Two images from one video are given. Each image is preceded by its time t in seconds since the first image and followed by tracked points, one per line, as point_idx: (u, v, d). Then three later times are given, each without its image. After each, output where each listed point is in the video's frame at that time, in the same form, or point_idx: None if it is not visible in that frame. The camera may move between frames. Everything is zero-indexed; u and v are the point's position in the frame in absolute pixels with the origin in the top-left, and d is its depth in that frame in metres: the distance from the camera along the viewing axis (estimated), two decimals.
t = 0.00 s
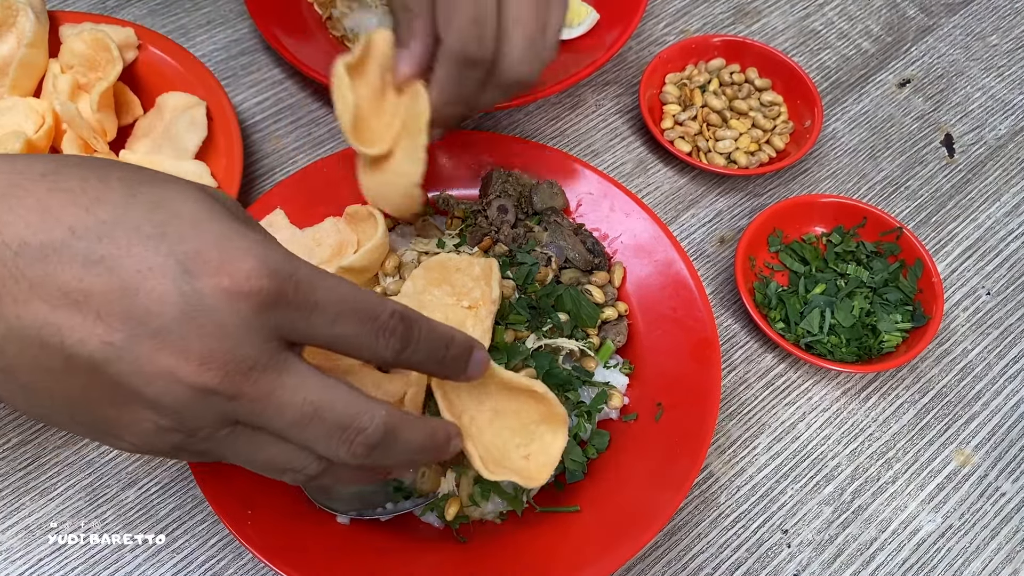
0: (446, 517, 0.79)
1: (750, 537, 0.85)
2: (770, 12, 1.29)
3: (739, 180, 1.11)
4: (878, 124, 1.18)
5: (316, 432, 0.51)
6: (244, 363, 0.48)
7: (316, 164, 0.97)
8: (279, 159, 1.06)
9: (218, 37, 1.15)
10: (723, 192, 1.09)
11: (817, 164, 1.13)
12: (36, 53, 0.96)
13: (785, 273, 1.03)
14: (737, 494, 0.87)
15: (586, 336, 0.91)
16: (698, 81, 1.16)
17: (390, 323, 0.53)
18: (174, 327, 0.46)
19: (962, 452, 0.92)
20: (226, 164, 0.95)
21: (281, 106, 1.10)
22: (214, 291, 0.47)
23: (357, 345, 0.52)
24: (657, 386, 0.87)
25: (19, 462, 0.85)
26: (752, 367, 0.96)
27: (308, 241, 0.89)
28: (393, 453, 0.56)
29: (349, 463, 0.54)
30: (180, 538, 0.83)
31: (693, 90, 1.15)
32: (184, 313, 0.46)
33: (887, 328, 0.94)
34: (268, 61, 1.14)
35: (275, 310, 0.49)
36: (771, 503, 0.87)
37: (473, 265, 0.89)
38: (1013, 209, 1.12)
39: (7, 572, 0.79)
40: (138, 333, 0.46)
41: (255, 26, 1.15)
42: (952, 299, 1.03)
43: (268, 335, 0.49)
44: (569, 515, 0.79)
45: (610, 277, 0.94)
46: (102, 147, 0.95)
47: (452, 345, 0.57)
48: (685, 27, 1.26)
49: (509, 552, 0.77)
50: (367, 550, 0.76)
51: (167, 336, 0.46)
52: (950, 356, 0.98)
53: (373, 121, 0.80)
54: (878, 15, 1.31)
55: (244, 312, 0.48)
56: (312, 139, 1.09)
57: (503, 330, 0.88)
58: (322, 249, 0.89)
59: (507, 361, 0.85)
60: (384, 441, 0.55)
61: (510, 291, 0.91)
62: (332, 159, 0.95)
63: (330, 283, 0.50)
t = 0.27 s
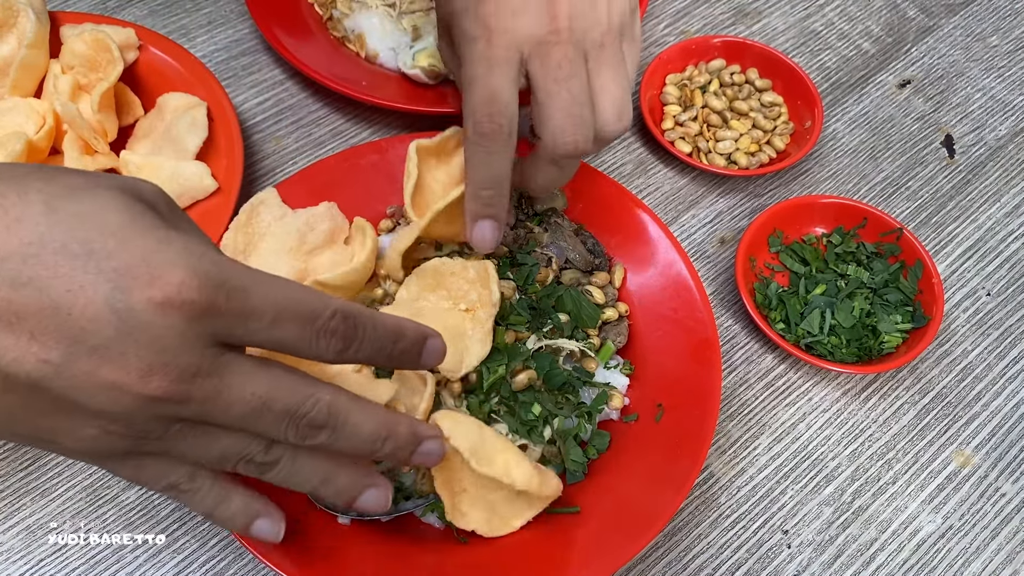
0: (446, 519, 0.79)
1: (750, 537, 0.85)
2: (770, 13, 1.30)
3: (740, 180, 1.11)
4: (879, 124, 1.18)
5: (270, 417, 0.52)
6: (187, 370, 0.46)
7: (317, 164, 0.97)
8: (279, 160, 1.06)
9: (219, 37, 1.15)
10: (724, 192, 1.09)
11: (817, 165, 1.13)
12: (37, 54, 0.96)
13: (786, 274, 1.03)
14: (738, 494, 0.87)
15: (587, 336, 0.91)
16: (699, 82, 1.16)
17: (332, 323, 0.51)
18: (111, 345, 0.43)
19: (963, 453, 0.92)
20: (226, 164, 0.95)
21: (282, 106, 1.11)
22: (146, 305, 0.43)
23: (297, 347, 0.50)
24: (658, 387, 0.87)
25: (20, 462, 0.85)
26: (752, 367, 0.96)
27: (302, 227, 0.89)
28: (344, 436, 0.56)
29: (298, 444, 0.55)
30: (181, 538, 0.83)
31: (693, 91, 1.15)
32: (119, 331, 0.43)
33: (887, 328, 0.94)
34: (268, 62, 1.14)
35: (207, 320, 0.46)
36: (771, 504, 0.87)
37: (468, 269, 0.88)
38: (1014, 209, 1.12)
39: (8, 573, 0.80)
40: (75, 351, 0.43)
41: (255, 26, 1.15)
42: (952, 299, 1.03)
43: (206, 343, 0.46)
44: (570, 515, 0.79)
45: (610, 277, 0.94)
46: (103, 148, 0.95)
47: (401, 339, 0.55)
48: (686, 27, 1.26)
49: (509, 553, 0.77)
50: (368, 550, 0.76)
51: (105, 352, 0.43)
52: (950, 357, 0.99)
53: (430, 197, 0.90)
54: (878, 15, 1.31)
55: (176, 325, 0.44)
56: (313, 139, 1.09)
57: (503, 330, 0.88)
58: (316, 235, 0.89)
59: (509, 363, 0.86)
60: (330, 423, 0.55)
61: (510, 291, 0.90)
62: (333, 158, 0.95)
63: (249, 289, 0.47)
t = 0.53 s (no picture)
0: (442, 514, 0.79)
1: (746, 534, 0.85)
2: (768, 11, 1.30)
3: (736, 178, 1.11)
4: (876, 122, 1.18)
5: (161, 409, 0.45)
6: None
7: (315, 160, 0.97)
8: (277, 157, 1.06)
9: (216, 35, 1.15)
10: (721, 190, 1.10)
11: (814, 162, 1.14)
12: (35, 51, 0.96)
13: (782, 271, 1.03)
14: (733, 491, 0.88)
15: (583, 333, 0.91)
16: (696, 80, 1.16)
17: (147, 252, 0.41)
18: None
19: (958, 450, 0.92)
20: (223, 161, 0.95)
21: (279, 104, 1.11)
22: None
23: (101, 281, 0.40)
24: (654, 383, 0.87)
25: (17, 458, 0.86)
26: (748, 364, 0.96)
27: (299, 226, 0.90)
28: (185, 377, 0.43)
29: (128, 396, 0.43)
30: (177, 534, 0.83)
31: (690, 88, 1.15)
32: None
33: (884, 325, 0.95)
34: (266, 59, 1.14)
35: None
36: (767, 500, 0.87)
37: (448, 273, 0.89)
38: (1010, 207, 1.12)
39: (5, 568, 0.80)
40: None
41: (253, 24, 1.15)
42: (949, 297, 1.03)
43: None
44: (565, 511, 0.79)
45: (607, 274, 0.94)
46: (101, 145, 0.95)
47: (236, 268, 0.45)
48: (683, 25, 1.26)
49: (504, 549, 0.77)
50: (363, 545, 0.76)
51: None
52: (946, 354, 0.99)
53: (454, 207, 0.87)
54: (875, 13, 1.31)
55: None
56: (310, 137, 1.09)
57: (500, 326, 0.88)
58: (313, 233, 0.90)
59: (506, 359, 0.86)
60: (163, 368, 0.42)
61: (507, 288, 0.90)
62: (330, 156, 0.95)
63: (159, 240, 0.42)
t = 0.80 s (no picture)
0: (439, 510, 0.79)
1: (742, 530, 0.86)
2: (766, 10, 1.30)
3: (734, 176, 1.11)
4: (873, 121, 1.18)
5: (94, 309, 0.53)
6: None
7: (313, 158, 0.98)
8: (276, 154, 1.07)
9: (215, 33, 1.15)
10: (718, 188, 1.10)
11: (811, 160, 1.14)
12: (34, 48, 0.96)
13: (779, 268, 1.03)
14: (730, 488, 0.88)
15: (580, 330, 0.92)
16: (693, 78, 1.16)
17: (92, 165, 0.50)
18: None
19: (954, 447, 0.92)
20: (222, 159, 0.96)
21: (278, 102, 1.11)
22: None
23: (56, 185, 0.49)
24: (651, 380, 0.87)
25: (17, 454, 0.86)
26: (745, 361, 0.96)
27: (297, 224, 0.91)
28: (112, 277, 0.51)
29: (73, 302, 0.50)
30: (176, 529, 0.83)
31: (688, 87, 1.16)
32: None
33: (880, 323, 0.95)
34: (265, 57, 1.14)
35: None
36: (763, 497, 0.87)
37: (444, 268, 0.88)
38: (1007, 205, 1.12)
39: (4, 563, 0.80)
40: None
41: (252, 22, 1.15)
42: (945, 294, 1.04)
43: None
44: (562, 507, 0.79)
45: (604, 272, 0.94)
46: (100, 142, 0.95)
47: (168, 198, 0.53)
48: (681, 24, 1.27)
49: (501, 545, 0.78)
50: (360, 540, 0.77)
51: None
52: (942, 351, 0.99)
53: (460, 203, 0.90)
54: (873, 12, 1.31)
55: None
56: (308, 134, 1.09)
57: (497, 323, 0.88)
58: (311, 231, 0.91)
59: (503, 356, 0.86)
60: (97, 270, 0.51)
61: (504, 285, 0.90)
62: (329, 154, 0.96)
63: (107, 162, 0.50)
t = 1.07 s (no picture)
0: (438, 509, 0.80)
1: (741, 530, 0.86)
2: (766, 9, 1.30)
3: (734, 176, 1.11)
4: (872, 121, 1.18)
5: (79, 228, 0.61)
6: None
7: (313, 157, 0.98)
8: (276, 153, 1.07)
9: (216, 32, 1.15)
10: (718, 187, 1.10)
11: (811, 161, 1.14)
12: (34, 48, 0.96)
13: (778, 268, 1.03)
14: (729, 487, 0.88)
15: (579, 330, 0.92)
16: (693, 78, 1.16)
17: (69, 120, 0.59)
18: None
19: (953, 447, 0.92)
20: (221, 158, 0.96)
21: (278, 101, 1.11)
22: None
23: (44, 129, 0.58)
24: (651, 380, 0.88)
25: (16, 452, 0.86)
26: (744, 361, 0.96)
27: (297, 223, 0.91)
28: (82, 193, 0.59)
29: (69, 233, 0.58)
30: (175, 528, 0.83)
31: (688, 86, 1.16)
32: None
33: (879, 323, 0.95)
34: (265, 56, 1.14)
35: None
36: (762, 497, 0.87)
37: (444, 266, 0.88)
38: (1006, 206, 1.12)
39: (4, 562, 0.80)
40: None
41: (252, 21, 1.15)
42: (945, 295, 1.04)
43: None
44: (561, 507, 0.80)
45: (604, 271, 0.94)
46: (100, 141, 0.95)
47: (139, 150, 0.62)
48: (681, 23, 1.27)
49: (499, 544, 0.78)
50: (359, 539, 0.77)
51: None
52: (942, 351, 0.99)
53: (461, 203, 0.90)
54: (873, 12, 1.31)
55: None
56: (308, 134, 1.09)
57: (496, 322, 0.88)
58: (311, 230, 0.91)
59: (502, 355, 0.86)
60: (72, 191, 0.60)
61: (504, 284, 0.90)
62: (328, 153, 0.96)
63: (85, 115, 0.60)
